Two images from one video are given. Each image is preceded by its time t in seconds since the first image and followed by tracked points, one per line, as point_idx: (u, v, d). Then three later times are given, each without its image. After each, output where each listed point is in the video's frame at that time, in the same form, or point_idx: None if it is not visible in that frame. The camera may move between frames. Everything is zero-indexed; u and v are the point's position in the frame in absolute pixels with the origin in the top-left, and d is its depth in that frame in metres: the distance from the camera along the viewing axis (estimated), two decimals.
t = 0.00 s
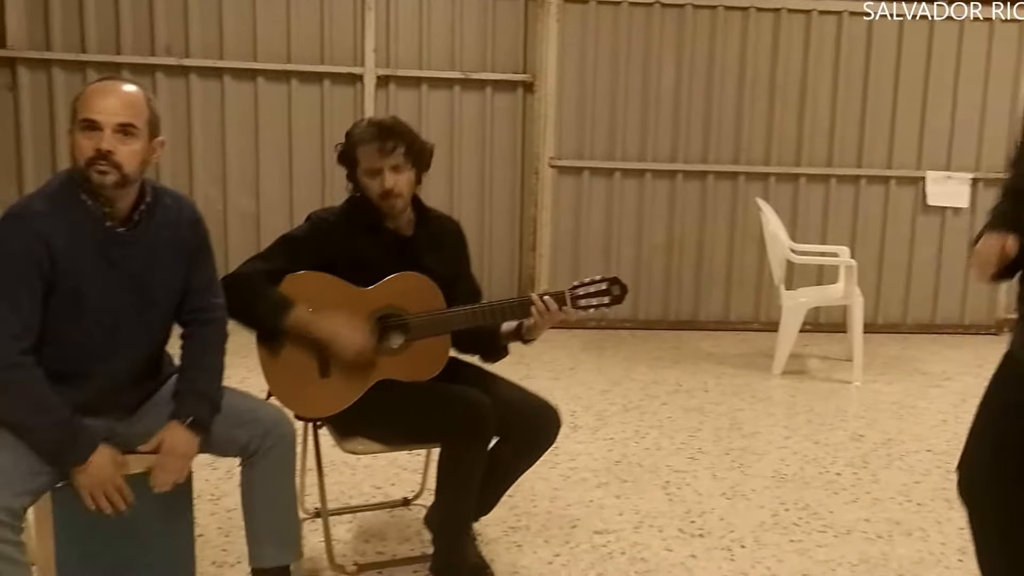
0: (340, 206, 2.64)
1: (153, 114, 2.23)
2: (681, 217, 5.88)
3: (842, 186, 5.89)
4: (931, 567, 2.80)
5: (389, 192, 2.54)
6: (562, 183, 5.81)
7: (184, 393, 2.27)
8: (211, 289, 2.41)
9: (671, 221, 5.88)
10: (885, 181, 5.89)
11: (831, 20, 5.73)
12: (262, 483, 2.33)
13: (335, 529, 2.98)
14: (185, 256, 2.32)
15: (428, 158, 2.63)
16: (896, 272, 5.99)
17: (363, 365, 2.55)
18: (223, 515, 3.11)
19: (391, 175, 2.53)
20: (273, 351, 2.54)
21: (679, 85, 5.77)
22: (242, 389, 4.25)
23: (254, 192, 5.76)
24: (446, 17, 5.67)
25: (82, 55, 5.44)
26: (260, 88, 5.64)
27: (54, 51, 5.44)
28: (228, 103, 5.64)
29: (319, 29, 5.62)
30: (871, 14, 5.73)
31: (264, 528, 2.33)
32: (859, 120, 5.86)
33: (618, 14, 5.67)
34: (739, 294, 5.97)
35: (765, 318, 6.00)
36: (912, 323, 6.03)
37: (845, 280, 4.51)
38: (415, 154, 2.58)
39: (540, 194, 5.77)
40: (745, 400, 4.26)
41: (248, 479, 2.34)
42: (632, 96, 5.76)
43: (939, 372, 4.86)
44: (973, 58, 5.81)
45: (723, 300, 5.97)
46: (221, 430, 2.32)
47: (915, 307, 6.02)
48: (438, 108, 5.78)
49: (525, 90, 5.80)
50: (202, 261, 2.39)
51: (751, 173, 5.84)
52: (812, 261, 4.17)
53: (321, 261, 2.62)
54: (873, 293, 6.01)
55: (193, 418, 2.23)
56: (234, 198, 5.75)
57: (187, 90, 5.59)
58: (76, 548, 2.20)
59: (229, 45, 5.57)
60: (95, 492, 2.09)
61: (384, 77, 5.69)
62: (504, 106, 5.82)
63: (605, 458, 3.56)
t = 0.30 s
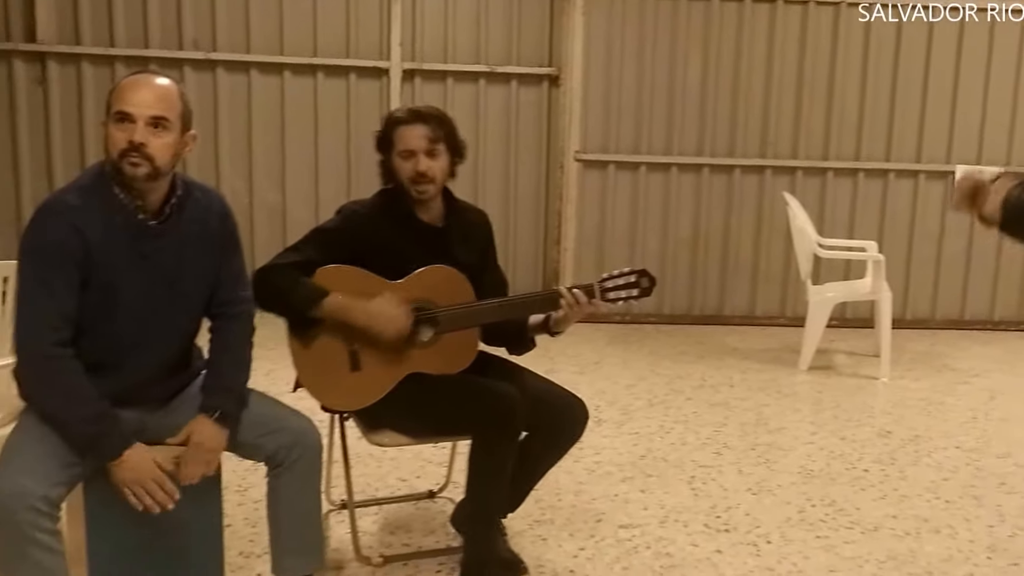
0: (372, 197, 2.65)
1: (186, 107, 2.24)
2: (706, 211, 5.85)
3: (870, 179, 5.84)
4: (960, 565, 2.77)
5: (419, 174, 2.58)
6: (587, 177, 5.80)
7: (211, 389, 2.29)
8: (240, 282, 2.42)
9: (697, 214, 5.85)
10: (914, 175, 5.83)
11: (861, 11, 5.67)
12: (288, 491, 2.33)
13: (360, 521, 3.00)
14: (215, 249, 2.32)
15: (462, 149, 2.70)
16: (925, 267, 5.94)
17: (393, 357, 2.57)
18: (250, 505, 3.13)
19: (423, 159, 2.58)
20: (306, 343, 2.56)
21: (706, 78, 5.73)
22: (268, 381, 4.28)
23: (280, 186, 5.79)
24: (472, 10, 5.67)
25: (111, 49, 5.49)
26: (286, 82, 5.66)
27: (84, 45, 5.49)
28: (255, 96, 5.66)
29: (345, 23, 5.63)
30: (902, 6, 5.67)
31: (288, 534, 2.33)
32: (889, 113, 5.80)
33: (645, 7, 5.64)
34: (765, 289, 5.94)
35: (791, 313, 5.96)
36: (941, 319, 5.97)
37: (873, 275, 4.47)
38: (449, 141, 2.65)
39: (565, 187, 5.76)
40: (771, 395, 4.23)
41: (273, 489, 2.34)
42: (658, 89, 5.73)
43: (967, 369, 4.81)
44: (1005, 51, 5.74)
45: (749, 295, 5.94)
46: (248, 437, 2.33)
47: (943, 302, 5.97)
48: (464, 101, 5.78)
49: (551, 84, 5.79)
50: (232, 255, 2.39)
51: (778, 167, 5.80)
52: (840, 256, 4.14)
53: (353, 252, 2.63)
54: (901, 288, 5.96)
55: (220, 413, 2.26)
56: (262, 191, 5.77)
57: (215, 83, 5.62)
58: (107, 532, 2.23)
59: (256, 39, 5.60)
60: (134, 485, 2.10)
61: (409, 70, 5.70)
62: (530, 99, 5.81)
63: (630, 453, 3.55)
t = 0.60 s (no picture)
0: (398, 185, 2.65)
1: (209, 101, 2.25)
2: (731, 205, 5.82)
3: (897, 173, 5.78)
4: (988, 563, 2.74)
5: (446, 169, 2.57)
6: (611, 170, 5.78)
7: (237, 372, 2.31)
8: (266, 269, 2.43)
9: (721, 208, 5.83)
10: (942, 169, 5.77)
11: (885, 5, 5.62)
12: (316, 468, 2.35)
13: (384, 513, 3.02)
14: (241, 239, 2.34)
15: (488, 141, 2.68)
16: (953, 262, 5.87)
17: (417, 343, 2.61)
18: (275, 497, 3.16)
19: (450, 153, 2.57)
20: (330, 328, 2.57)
21: (731, 71, 5.70)
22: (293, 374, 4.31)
23: (306, 179, 5.82)
24: (497, 4, 5.67)
25: (139, 43, 5.54)
26: (311, 76, 5.69)
27: (112, 39, 5.55)
28: (280, 90, 5.70)
29: (370, 17, 5.65)
30: None
31: (317, 507, 2.35)
32: (917, 107, 5.74)
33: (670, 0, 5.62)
34: (790, 284, 5.89)
35: (816, 308, 5.91)
36: (969, 315, 5.91)
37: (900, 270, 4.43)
38: (475, 133, 2.62)
39: (589, 181, 5.75)
40: (796, 391, 4.21)
41: (300, 468, 2.36)
42: (683, 82, 5.71)
43: (995, 365, 4.76)
44: None
45: (773, 289, 5.90)
46: (274, 415, 2.36)
47: (971, 298, 5.90)
48: (488, 95, 5.79)
49: (575, 77, 5.78)
50: (258, 242, 2.41)
51: (804, 160, 5.76)
52: (866, 250, 4.11)
53: (377, 239, 2.64)
54: (927, 283, 5.90)
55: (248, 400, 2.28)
56: (287, 185, 5.80)
57: (241, 77, 5.66)
58: (138, 519, 2.21)
59: (282, 33, 5.63)
60: (166, 481, 2.16)
61: (433, 64, 5.71)
62: (554, 93, 5.81)
63: (654, 448, 3.54)
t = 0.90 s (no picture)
0: (422, 181, 2.66)
1: (238, 98, 2.26)
2: (754, 198, 5.79)
3: (923, 167, 5.73)
4: (1015, 561, 2.71)
5: (466, 163, 2.57)
6: (632, 164, 5.77)
7: (262, 360, 2.35)
8: (292, 263, 2.45)
9: (744, 202, 5.80)
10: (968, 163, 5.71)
11: None
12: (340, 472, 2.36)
13: (406, 505, 3.03)
14: (268, 233, 2.34)
15: (510, 136, 2.67)
16: (979, 257, 5.81)
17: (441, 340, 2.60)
18: (298, 489, 3.18)
19: (469, 148, 2.58)
20: (356, 324, 2.59)
21: (755, 63, 5.66)
22: (315, 367, 4.33)
23: (329, 171, 5.84)
24: None
25: (163, 38, 5.58)
26: (333, 69, 5.71)
27: (137, 33, 5.59)
28: (303, 84, 5.72)
29: (392, 10, 5.66)
30: None
31: (334, 518, 2.35)
32: (944, 99, 5.67)
33: None
34: (813, 278, 5.85)
35: (840, 303, 5.87)
36: (995, 311, 5.85)
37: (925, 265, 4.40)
38: (495, 128, 2.63)
39: (610, 174, 5.73)
40: (819, 386, 4.18)
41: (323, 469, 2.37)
42: (706, 75, 5.68)
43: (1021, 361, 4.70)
44: None
45: (796, 284, 5.86)
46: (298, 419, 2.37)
47: (998, 294, 5.84)
48: (510, 88, 5.78)
49: (597, 71, 5.76)
50: (285, 237, 2.42)
51: (828, 154, 5.72)
52: (891, 244, 4.07)
53: (400, 235, 2.65)
54: (953, 278, 5.84)
55: (274, 392, 2.31)
56: (310, 179, 5.83)
57: (264, 72, 5.69)
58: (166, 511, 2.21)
59: (305, 27, 5.65)
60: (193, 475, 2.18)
61: (455, 57, 5.71)
62: (576, 86, 5.79)
63: (675, 442, 3.53)
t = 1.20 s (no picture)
0: (439, 168, 2.67)
1: (261, 90, 2.27)
2: (775, 192, 5.75)
3: (947, 161, 5.67)
4: None
5: (474, 149, 2.57)
6: (652, 158, 5.75)
7: (285, 358, 2.36)
8: (312, 257, 2.44)
9: (765, 195, 5.76)
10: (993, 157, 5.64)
11: None
12: (362, 459, 2.37)
13: (425, 498, 3.05)
14: (287, 225, 2.34)
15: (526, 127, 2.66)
16: (1003, 252, 5.74)
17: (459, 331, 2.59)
18: (318, 481, 3.20)
19: (479, 134, 2.57)
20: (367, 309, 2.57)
21: (777, 55, 5.62)
22: (335, 360, 4.35)
23: (349, 165, 5.86)
24: None
25: (185, 32, 5.61)
26: (354, 63, 5.72)
27: (160, 27, 5.63)
28: (323, 77, 5.74)
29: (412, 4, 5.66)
30: None
31: (356, 505, 2.37)
32: (969, 92, 5.60)
33: None
34: (835, 273, 5.81)
35: (862, 298, 5.82)
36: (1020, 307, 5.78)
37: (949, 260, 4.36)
38: (508, 115, 2.61)
39: (630, 168, 5.71)
40: (840, 381, 4.15)
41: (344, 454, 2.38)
42: (728, 67, 5.64)
43: None
44: None
45: (818, 279, 5.82)
46: (321, 404, 2.38)
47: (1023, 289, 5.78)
48: (530, 82, 5.78)
49: (617, 64, 5.74)
50: (305, 231, 2.41)
51: (850, 147, 5.67)
52: (914, 238, 4.03)
53: (415, 223, 2.66)
54: (977, 273, 5.78)
55: (299, 387, 2.32)
56: (330, 172, 5.85)
57: (284, 66, 5.71)
58: (187, 501, 2.22)
59: (325, 21, 5.66)
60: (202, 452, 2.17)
61: (475, 51, 5.71)
62: (596, 79, 5.77)
63: (695, 437, 3.52)
